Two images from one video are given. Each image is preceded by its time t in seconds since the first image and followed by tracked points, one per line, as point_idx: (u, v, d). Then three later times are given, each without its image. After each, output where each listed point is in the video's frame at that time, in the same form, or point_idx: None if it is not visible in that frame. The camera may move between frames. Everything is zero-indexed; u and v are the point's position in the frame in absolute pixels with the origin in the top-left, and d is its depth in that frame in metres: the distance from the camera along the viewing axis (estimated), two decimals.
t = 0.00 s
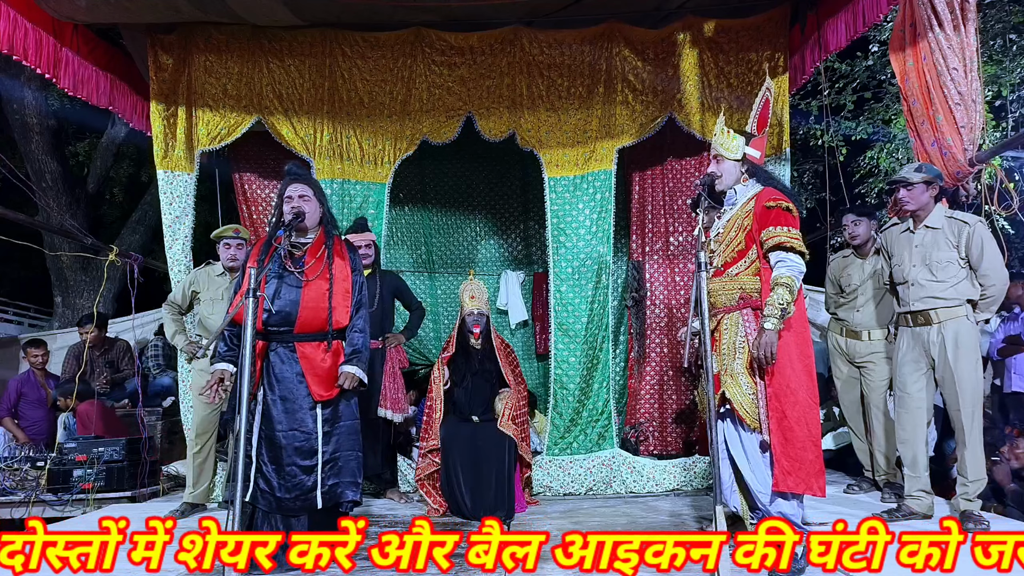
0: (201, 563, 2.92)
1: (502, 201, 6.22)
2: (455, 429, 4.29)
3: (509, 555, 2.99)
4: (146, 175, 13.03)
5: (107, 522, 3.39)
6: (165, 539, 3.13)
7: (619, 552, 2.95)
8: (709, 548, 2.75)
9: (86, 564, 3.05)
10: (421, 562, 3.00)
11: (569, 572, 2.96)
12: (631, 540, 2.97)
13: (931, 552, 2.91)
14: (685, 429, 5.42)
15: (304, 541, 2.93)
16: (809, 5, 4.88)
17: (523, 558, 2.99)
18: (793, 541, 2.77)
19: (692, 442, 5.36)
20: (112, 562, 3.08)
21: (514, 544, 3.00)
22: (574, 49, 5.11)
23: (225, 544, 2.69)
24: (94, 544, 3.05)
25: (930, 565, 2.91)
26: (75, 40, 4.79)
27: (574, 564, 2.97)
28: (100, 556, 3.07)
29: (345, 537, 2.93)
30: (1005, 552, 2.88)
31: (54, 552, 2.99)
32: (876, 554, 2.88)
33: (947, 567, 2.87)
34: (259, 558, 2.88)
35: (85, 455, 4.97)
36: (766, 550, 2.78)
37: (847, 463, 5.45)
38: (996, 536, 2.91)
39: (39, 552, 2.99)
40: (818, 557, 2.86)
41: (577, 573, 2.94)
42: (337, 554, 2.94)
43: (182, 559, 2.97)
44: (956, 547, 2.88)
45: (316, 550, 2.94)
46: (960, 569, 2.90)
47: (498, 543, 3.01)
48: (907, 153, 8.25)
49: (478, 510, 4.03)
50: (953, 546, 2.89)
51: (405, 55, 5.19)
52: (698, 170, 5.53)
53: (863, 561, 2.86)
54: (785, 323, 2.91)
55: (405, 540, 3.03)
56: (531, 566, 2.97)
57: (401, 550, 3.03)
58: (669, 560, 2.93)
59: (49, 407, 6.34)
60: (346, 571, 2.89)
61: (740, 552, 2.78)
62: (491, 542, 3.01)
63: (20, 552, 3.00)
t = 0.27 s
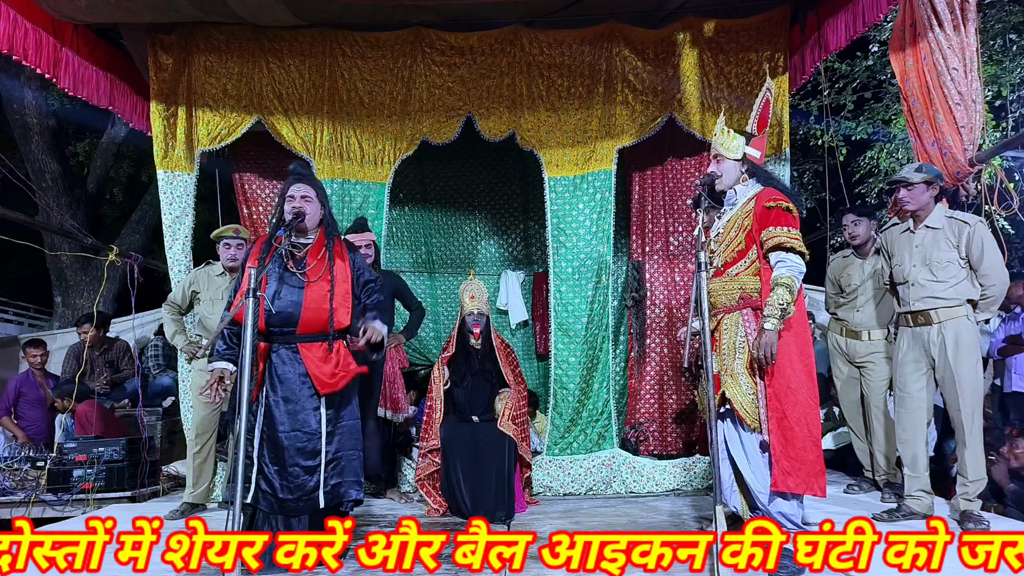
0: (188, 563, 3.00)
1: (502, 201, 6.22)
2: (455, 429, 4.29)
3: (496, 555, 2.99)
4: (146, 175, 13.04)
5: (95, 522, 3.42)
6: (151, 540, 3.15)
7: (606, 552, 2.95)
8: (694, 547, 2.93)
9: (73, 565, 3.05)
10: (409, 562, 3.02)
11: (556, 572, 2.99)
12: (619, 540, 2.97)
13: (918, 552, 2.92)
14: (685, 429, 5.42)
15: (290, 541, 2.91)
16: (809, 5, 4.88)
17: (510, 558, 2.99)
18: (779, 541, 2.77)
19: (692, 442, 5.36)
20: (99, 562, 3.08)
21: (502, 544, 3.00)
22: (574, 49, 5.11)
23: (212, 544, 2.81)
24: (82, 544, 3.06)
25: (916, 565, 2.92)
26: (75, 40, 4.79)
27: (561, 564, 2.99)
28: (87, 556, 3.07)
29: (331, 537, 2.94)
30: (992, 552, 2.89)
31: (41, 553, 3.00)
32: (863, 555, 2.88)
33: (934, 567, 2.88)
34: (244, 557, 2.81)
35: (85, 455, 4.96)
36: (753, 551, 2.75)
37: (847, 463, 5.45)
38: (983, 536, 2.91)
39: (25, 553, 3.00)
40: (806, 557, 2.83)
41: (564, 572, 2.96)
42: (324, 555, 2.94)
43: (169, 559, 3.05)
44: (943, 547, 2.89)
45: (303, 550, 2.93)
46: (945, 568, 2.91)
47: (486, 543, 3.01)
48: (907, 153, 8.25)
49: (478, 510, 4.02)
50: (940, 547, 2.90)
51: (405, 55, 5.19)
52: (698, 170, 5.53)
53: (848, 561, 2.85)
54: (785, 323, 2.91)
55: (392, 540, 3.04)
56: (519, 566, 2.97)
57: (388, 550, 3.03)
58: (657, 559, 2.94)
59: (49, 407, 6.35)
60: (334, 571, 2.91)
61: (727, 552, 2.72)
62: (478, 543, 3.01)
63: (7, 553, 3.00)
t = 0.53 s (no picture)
0: (175, 563, 3.01)
1: (502, 201, 6.22)
2: (455, 429, 4.29)
3: (483, 555, 3.00)
4: (146, 175, 13.04)
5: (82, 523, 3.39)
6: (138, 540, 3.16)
7: (593, 552, 2.97)
8: (682, 547, 2.98)
9: (60, 565, 3.05)
10: (395, 562, 3.01)
11: (543, 572, 2.99)
12: (606, 540, 2.98)
13: (905, 552, 2.92)
14: (685, 429, 5.42)
15: (277, 541, 2.91)
16: (809, 5, 4.87)
17: (497, 558, 3.00)
18: (766, 541, 2.78)
19: (692, 442, 5.36)
20: (86, 562, 3.08)
21: (489, 544, 3.00)
22: (574, 50, 5.11)
23: (197, 544, 2.89)
24: (68, 544, 3.06)
25: (903, 565, 2.92)
26: (75, 40, 4.79)
27: (547, 564, 2.99)
28: (75, 556, 3.07)
29: (318, 537, 2.96)
30: (979, 552, 2.90)
31: (28, 552, 3.01)
32: (849, 555, 2.87)
33: (921, 567, 2.89)
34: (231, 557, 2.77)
35: (85, 455, 4.96)
36: (740, 551, 2.73)
37: (847, 463, 5.45)
38: (969, 536, 2.92)
39: (13, 552, 3.01)
40: (792, 558, 2.80)
41: (550, 572, 2.96)
42: (310, 555, 2.94)
43: (155, 559, 3.05)
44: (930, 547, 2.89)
45: (289, 550, 2.93)
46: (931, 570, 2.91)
47: (472, 543, 3.01)
48: (907, 153, 8.25)
49: (478, 510, 4.03)
50: (927, 547, 2.90)
51: (405, 54, 5.19)
52: (698, 170, 5.53)
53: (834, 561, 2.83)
54: (785, 323, 2.91)
55: (379, 540, 3.04)
56: (506, 566, 2.97)
57: (375, 550, 3.03)
58: (644, 559, 2.96)
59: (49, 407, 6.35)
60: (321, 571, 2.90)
61: (714, 552, 2.64)
62: (465, 543, 3.02)
63: None
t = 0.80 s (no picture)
0: (161, 563, 3.04)
1: (502, 201, 6.22)
2: (455, 429, 4.29)
3: (470, 555, 3.00)
4: (146, 175, 13.04)
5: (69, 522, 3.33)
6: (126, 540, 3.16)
7: (579, 552, 2.97)
8: (669, 547, 3.01)
9: (47, 565, 3.04)
10: (382, 562, 3.00)
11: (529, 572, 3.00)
12: (592, 540, 2.98)
13: (892, 552, 2.90)
14: (685, 429, 5.43)
15: (264, 541, 2.92)
16: (809, 5, 4.87)
17: (484, 558, 3.01)
18: (753, 542, 2.78)
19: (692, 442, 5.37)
20: (72, 563, 3.08)
21: (475, 544, 3.01)
22: (574, 49, 5.11)
23: (185, 544, 2.96)
24: (55, 544, 3.05)
25: (891, 565, 2.89)
26: (75, 41, 4.79)
27: (535, 564, 3.01)
28: (61, 556, 3.07)
29: (305, 537, 2.96)
30: (965, 552, 2.91)
31: (14, 553, 3.00)
32: (837, 554, 2.84)
33: (908, 567, 2.87)
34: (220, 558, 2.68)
35: (85, 455, 4.96)
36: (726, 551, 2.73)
37: (847, 463, 5.45)
38: (956, 536, 2.94)
39: None
40: (779, 557, 2.78)
41: (537, 572, 2.97)
42: (297, 555, 2.94)
43: (142, 559, 3.08)
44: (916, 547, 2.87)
45: (276, 550, 2.93)
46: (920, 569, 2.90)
47: (459, 543, 3.01)
48: (907, 153, 8.25)
49: (478, 510, 4.04)
50: (914, 546, 2.88)
51: (405, 55, 5.19)
52: (698, 170, 5.53)
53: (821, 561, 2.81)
54: (785, 323, 2.91)
55: (366, 540, 3.03)
56: (492, 566, 2.98)
57: (361, 550, 3.04)
58: (630, 560, 2.96)
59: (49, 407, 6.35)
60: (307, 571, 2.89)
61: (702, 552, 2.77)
62: (452, 542, 3.01)
63: None
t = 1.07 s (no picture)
0: (149, 563, 3.03)
1: (502, 201, 6.22)
2: (455, 429, 4.29)
3: (457, 555, 3.01)
4: (146, 175, 13.04)
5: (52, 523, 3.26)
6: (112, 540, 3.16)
7: (567, 552, 2.98)
8: (655, 547, 3.01)
9: (34, 565, 3.02)
10: (369, 562, 3.00)
11: (517, 573, 2.97)
12: (579, 540, 2.99)
13: (879, 552, 2.87)
14: (685, 429, 5.43)
15: (251, 541, 2.86)
16: (809, 5, 4.86)
17: (471, 558, 3.02)
18: (741, 542, 2.74)
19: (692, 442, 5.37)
20: (59, 562, 3.06)
21: (463, 544, 3.01)
22: (574, 49, 5.11)
23: (172, 544, 3.02)
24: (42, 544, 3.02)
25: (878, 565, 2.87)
26: (75, 41, 4.79)
27: (522, 564, 2.98)
28: (47, 556, 3.04)
29: (292, 537, 2.93)
30: (952, 552, 2.91)
31: None
32: (823, 555, 2.80)
33: (895, 567, 2.85)
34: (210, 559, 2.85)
35: (85, 455, 4.97)
36: (714, 550, 2.73)
37: (847, 463, 5.44)
38: (943, 536, 2.94)
39: None
40: (766, 557, 2.80)
41: (524, 572, 2.96)
42: (284, 555, 2.91)
43: (129, 559, 3.07)
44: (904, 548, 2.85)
45: (263, 550, 2.89)
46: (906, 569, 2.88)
47: (446, 543, 3.01)
48: (907, 153, 8.25)
49: (478, 510, 4.04)
50: (900, 547, 2.87)
51: (405, 55, 5.19)
52: (697, 171, 5.53)
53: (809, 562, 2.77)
54: (785, 323, 2.91)
55: (353, 540, 3.02)
56: (480, 566, 2.99)
57: (349, 550, 3.02)
58: (618, 559, 2.96)
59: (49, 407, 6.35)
60: (294, 570, 2.90)
61: (688, 552, 2.85)
62: (439, 543, 3.01)
63: None
